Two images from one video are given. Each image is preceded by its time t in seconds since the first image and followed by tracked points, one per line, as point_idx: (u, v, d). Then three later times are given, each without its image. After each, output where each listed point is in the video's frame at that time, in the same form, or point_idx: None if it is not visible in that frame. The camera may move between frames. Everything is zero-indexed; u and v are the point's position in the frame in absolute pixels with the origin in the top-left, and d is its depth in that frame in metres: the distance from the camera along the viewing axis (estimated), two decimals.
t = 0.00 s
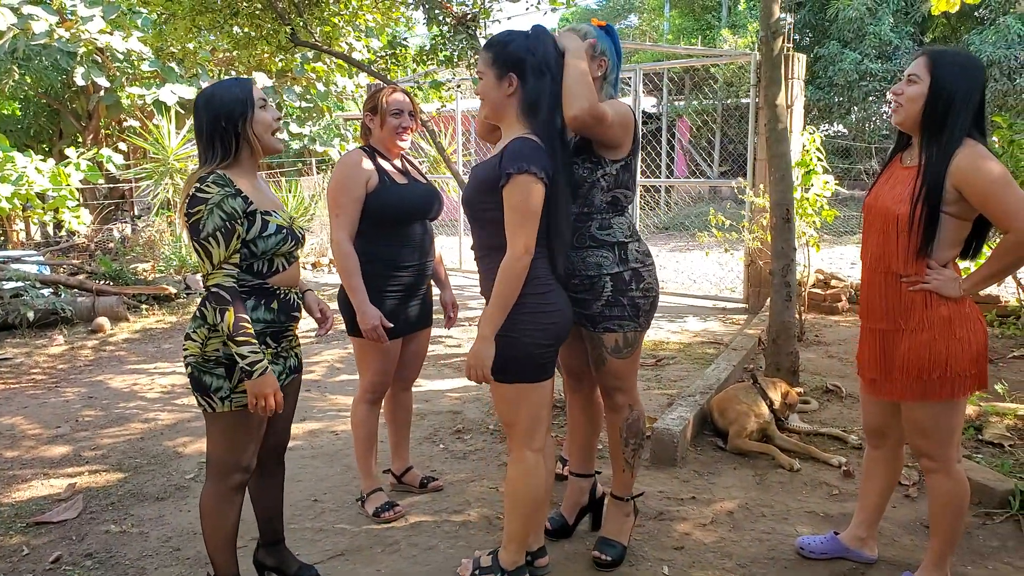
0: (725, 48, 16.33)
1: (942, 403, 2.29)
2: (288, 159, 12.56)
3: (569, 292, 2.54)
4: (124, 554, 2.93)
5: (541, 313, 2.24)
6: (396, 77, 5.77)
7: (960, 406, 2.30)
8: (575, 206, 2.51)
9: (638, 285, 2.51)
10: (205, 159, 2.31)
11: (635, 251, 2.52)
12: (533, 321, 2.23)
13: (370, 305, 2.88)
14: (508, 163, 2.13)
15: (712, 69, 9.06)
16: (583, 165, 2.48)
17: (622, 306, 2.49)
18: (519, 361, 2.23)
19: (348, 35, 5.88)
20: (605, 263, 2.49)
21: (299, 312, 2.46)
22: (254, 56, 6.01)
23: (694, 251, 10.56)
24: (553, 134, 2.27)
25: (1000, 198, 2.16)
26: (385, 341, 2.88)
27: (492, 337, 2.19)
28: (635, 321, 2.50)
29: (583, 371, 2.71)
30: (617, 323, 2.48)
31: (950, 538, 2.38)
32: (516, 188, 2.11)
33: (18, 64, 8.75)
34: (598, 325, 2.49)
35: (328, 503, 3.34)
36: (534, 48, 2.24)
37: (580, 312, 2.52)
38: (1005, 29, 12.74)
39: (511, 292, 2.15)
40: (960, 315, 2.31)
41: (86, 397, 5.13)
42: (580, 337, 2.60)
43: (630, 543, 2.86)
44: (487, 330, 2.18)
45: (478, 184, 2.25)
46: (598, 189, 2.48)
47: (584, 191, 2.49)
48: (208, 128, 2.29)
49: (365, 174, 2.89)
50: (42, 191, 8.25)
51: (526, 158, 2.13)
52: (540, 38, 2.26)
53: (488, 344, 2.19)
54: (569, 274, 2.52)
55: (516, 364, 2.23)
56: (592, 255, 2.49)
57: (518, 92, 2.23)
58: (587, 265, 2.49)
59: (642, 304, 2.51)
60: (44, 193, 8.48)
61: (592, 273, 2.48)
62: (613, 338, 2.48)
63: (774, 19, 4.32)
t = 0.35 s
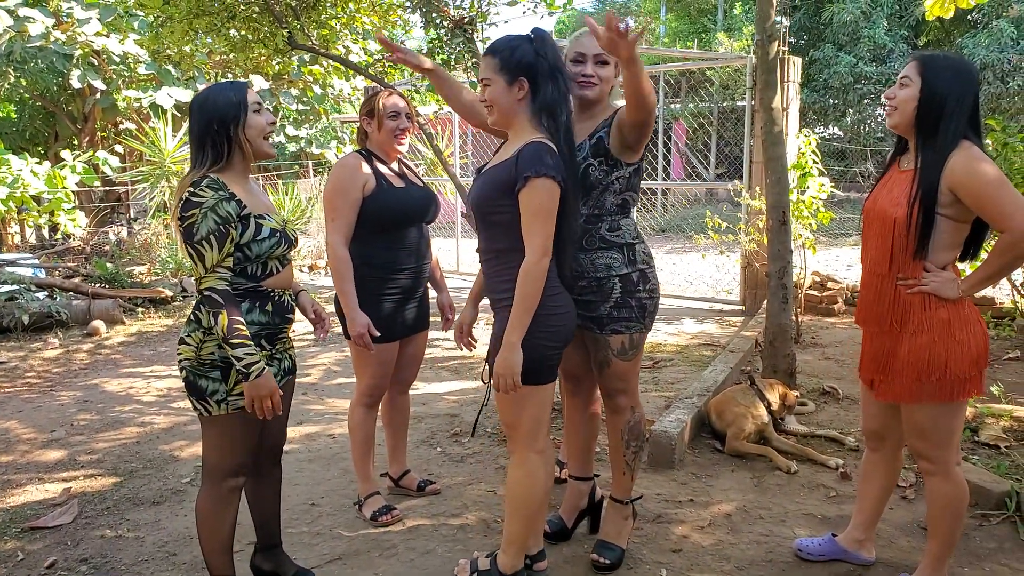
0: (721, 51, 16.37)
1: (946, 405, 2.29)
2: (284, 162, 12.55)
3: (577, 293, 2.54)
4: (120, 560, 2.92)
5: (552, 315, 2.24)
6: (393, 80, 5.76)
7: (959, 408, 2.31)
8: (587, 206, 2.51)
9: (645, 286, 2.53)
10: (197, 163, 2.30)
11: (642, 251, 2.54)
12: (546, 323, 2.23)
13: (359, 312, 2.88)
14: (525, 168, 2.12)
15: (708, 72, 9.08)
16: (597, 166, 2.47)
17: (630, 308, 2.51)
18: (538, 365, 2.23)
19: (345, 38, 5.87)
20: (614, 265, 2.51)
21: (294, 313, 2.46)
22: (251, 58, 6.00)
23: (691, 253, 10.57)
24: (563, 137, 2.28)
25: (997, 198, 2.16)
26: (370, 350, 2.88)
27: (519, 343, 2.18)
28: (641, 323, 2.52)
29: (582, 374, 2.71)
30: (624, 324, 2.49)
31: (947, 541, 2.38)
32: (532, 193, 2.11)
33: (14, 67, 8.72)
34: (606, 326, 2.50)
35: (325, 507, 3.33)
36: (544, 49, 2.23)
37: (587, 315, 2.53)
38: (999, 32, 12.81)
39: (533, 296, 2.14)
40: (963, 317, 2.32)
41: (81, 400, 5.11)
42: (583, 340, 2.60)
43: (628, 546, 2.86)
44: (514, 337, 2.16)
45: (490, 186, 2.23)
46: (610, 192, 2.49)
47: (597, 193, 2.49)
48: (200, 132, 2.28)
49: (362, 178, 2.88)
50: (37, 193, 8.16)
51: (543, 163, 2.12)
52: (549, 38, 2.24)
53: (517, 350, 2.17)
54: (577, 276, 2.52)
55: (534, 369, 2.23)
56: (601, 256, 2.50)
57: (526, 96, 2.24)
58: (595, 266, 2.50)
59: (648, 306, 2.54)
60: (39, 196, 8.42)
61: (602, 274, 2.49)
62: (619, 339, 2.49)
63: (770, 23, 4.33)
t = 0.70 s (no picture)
0: (714, 59, 16.45)
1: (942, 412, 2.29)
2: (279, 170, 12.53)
3: (575, 300, 2.53)
4: (111, 570, 2.89)
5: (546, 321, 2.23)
6: (388, 88, 5.77)
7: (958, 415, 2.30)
8: (588, 214, 2.49)
9: (642, 294, 2.53)
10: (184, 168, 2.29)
11: (639, 260, 2.54)
12: (541, 328, 2.22)
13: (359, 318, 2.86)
14: (524, 176, 2.12)
15: (701, 80, 9.12)
16: (603, 179, 2.45)
17: (626, 315, 2.49)
18: (531, 371, 2.22)
19: (339, 45, 5.87)
20: (611, 272, 2.51)
21: (283, 320, 2.44)
22: (245, 66, 5.99)
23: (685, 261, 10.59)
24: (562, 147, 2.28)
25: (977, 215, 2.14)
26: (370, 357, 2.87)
27: (508, 349, 2.17)
28: (637, 331, 2.51)
29: (578, 383, 2.69)
30: (620, 332, 2.48)
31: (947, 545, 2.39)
32: (532, 201, 2.10)
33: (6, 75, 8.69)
34: (601, 333, 2.49)
35: (319, 516, 3.30)
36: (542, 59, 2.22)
37: (583, 322, 2.51)
38: (989, 41, 12.94)
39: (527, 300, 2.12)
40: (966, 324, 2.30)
41: (72, 409, 5.07)
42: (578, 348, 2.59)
43: (625, 554, 2.84)
44: (503, 343, 2.15)
45: (489, 193, 2.22)
46: (613, 202, 2.48)
47: (599, 203, 2.48)
48: (188, 139, 2.28)
49: (356, 186, 2.88)
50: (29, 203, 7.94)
51: (542, 172, 2.12)
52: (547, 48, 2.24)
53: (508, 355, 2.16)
54: (575, 282, 2.52)
55: (524, 373, 2.21)
56: (599, 263, 2.50)
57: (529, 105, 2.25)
58: (593, 272, 2.51)
59: (644, 313, 2.53)
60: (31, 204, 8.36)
61: (599, 281, 2.49)
62: (614, 347, 2.48)
63: (764, 31, 4.35)
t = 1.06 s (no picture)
0: (708, 65, 16.50)
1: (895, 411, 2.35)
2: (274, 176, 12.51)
3: (572, 306, 2.52)
4: None
5: (529, 329, 2.22)
6: (383, 93, 5.77)
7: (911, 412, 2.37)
8: (586, 217, 2.49)
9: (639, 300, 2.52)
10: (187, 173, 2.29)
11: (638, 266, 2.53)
12: (523, 335, 2.21)
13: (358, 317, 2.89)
14: (495, 184, 2.12)
15: (696, 86, 9.15)
16: (600, 179, 2.44)
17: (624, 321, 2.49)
18: (512, 377, 2.21)
19: (334, 51, 5.87)
20: (608, 278, 2.50)
21: (278, 327, 2.42)
22: (239, 72, 5.98)
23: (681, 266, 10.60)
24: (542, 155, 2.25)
25: (912, 230, 2.26)
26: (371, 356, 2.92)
27: (486, 357, 2.17)
28: (635, 338, 2.49)
29: (575, 389, 2.69)
30: (618, 338, 2.47)
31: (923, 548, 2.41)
32: (502, 208, 2.10)
33: None
34: (599, 339, 2.48)
35: (314, 523, 3.28)
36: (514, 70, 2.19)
37: (581, 328, 2.51)
38: (982, 47, 13.03)
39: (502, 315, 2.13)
40: (915, 327, 2.40)
41: (66, 416, 5.04)
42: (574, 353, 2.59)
43: (622, 561, 2.83)
44: (482, 351, 2.16)
45: (468, 199, 2.23)
46: (610, 205, 2.47)
47: (596, 205, 2.47)
48: (189, 144, 2.27)
49: (355, 191, 2.86)
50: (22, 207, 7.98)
51: (514, 178, 2.11)
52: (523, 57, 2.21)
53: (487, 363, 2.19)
54: (572, 288, 2.51)
55: (505, 379, 2.21)
56: (596, 269, 2.50)
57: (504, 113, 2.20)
58: (590, 278, 2.50)
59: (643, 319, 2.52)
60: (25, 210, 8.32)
61: (596, 287, 2.48)
62: (612, 353, 2.48)
63: (759, 36, 4.36)
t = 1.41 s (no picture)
0: (704, 67, 16.52)
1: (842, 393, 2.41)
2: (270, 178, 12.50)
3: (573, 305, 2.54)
4: None
5: (494, 331, 2.20)
6: (380, 95, 5.77)
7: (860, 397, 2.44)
8: (581, 217, 2.50)
9: (638, 301, 2.52)
10: (185, 169, 2.28)
11: (636, 266, 2.52)
12: (495, 339, 2.20)
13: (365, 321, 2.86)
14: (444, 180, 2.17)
15: (693, 89, 9.16)
16: (592, 178, 2.44)
17: (621, 320, 2.50)
18: (483, 376, 2.21)
19: (331, 54, 5.87)
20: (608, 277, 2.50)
21: (277, 330, 2.42)
22: (236, 74, 5.96)
23: (678, 268, 10.61)
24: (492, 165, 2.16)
25: (880, 225, 2.31)
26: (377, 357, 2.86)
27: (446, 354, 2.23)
28: (631, 339, 2.51)
29: (567, 389, 2.68)
30: (615, 338, 2.48)
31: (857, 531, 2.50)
32: (450, 205, 2.16)
33: None
34: (596, 338, 2.49)
35: (312, 525, 3.28)
36: (464, 80, 2.16)
37: (579, 327, 2.52)
38: (978, 50, 13.09)
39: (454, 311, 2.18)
40: (875, 313, 2.45)
41: (62, 418, 5.02)
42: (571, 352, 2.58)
43: (620, 562, 2.83)
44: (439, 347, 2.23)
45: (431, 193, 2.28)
46: (605, 205, 2.48)
47: (591, 205, 2.48)
48: (193, 140, 2.26)
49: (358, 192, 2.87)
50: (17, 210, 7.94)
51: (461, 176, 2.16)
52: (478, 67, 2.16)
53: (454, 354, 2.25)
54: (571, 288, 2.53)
55: (475, 378, 2.22)
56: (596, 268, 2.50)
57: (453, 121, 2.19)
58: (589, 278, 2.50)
59: (640, 320, 2.53)
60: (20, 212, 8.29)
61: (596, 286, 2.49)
62: (609, 353, 2.48)
63: (756, 39, 4.37)
